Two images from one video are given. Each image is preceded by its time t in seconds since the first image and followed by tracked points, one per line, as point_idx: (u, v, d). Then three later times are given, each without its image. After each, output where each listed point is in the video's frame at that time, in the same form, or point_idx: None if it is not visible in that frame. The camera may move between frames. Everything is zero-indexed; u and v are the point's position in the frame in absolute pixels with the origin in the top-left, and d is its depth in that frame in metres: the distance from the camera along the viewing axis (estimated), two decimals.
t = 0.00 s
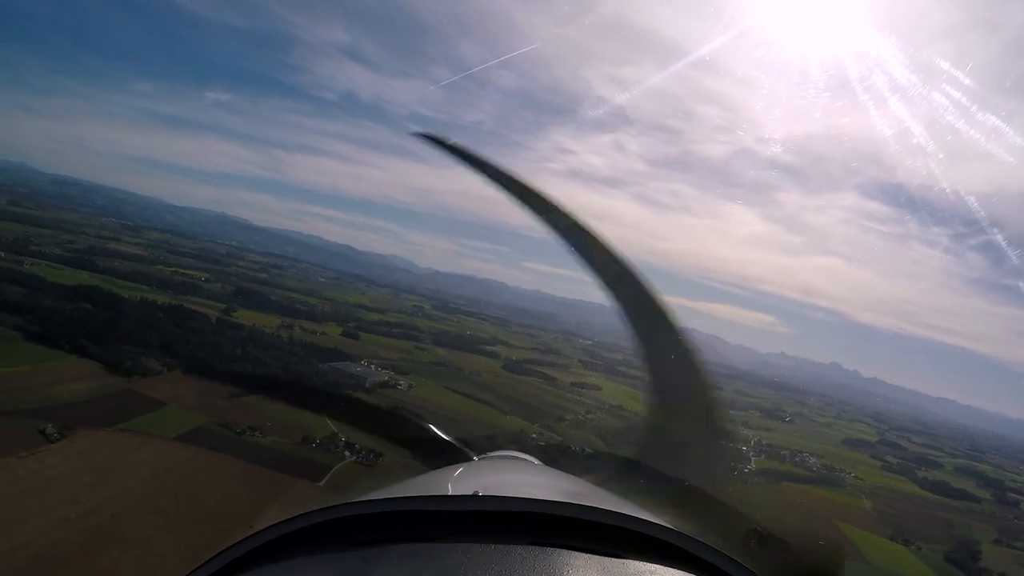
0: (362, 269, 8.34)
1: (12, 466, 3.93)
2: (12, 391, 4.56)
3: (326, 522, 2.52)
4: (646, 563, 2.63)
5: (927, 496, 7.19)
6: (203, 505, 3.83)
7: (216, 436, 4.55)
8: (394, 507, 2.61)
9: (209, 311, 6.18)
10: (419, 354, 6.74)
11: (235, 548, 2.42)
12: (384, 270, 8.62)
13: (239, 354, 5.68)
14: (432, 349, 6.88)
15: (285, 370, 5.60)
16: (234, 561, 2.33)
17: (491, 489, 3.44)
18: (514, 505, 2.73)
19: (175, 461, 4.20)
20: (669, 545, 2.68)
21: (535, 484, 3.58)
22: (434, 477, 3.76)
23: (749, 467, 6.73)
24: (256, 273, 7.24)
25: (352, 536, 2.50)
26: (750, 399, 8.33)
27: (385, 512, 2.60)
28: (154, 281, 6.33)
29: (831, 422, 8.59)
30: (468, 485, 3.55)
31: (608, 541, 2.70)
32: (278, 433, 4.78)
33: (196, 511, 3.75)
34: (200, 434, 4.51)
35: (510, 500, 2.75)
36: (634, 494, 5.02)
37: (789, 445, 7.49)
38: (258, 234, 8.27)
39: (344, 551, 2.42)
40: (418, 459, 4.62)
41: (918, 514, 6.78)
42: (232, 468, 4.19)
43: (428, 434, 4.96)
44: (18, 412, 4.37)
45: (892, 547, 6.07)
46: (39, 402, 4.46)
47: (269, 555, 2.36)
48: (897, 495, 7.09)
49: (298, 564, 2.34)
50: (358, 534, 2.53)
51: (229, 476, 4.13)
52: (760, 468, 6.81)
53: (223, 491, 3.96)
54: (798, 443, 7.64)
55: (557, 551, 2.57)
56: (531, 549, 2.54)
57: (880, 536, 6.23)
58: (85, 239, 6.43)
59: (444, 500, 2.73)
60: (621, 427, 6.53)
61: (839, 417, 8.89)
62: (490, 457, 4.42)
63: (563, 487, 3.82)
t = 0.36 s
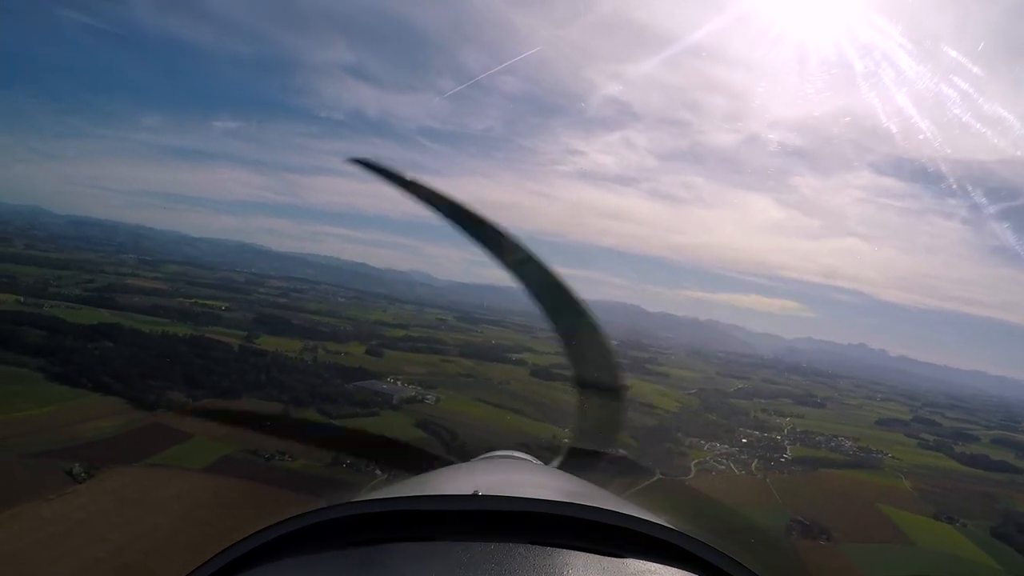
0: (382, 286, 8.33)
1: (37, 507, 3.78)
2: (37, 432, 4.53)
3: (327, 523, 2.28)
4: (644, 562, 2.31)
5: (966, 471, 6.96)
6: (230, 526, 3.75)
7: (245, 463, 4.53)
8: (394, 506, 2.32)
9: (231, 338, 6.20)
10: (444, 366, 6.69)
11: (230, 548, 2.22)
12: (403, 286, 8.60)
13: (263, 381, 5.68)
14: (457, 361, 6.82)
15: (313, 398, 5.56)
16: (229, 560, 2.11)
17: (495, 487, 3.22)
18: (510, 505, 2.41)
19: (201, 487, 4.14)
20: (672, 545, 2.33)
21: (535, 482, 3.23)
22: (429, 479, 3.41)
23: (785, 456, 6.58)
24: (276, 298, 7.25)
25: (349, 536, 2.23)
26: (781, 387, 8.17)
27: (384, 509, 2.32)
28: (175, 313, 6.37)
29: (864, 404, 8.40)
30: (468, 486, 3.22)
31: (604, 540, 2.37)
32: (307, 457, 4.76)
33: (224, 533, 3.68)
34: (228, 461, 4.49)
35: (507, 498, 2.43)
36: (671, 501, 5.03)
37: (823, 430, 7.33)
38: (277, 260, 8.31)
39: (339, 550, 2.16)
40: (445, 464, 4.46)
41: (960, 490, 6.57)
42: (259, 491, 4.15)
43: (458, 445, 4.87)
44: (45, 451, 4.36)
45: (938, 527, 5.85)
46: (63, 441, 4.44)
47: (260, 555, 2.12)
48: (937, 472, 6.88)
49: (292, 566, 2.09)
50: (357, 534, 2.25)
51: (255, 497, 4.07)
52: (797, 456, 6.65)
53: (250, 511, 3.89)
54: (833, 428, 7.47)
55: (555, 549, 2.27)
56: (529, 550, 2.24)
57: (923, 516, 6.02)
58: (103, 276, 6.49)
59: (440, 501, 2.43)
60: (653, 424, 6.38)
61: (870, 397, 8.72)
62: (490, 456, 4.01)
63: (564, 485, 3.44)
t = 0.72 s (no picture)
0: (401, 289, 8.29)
1: (58, 524, 3.78)
2: (60, 448, 4.58)
3: (335, 521, 2.35)
4: (647, 563, 2.35)
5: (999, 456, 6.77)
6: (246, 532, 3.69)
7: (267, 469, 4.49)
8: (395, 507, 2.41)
9: (252, 346, 6.22)
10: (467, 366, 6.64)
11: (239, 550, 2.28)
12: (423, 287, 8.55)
13: (285, 388, 5.66)
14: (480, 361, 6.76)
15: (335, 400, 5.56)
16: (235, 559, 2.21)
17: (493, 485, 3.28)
18: (507, 505, 2.48)
19: (219, 494, 4.11)
20: (675, 547, 2.38)
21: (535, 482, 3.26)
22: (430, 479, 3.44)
23: (813, 447, 6.45)
24: (296, 305, 7.25)
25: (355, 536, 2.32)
26: (808, 375, 8.01)
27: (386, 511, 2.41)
28: (195, 324, 6.39)
29: (891, 391, 8.22)
30: (466, 484, 3.25)
31: (608, 541, 2.41)
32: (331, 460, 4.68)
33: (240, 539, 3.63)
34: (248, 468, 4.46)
35: (504, 499, 2.50)
36: (701, 498, 4.94)
37: (851, 419, 7.18)
38: (296, 266, 8.30)
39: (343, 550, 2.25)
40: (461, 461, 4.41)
41: (993, 476, 6.37)
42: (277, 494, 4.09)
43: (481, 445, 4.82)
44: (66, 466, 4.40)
45: (969, 514, 5.68)
46: (84, 457, 4.49)
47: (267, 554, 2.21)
48: (970, 458, 6.69)
49: (294, 566, 2.16)
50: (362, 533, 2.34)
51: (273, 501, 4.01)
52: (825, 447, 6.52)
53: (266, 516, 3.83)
54: (861, 417, 7.32)
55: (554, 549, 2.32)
56: (529, 550, 2.28)
57: (955, 503, 5.85)
58: (123, 289, 6.53)
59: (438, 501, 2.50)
60: (678, 420, 6.32)
61: (896, 383, 8.55)
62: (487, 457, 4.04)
63: (563, 486, 3.47)
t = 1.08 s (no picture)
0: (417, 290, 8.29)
1: (67, 524, 3.78)
2: (72, 448, 4.62)
3: (336, 522, 2.55)
4: (647, 562, 2.56)
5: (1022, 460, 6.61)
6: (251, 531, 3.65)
7: (276, 472, 4.49)
8: (395, 507, 2.63)
9: (268, 347, 6.20)
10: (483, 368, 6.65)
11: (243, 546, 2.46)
12: (438, 287, 8.54)
13: (299, 389, 5.64)
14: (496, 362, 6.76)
15: (349, 403, 5.53)
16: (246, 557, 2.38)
17: (493, 488, 3.34)
18: (498, 507, 2.69)
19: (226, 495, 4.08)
20: (674, 548, 2.59)
21: (534, 487, 3.39)
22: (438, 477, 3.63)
23: (831, 450, 6.34)
24: (312, 305, 7.26)
25: (357, 536, 2.53)
26: (826, 377, 7.91)
27: (387, 511, 2.62)
28: (211, 323, 6.40)
29: (911, 394, 8.09)
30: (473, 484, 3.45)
31: (609, 541, 2.63)
32: (341, 464, 4.67)
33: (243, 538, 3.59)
34: (258, 471, 4.45)
35: (495, 501, 2.71)
36: (717, 502, 4.89)
37: (869, 422, 7.07)
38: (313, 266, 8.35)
39: (346, 550, 2.45)
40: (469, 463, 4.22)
41: (1014, 481, 6.22)
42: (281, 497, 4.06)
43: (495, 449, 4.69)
44: (76, 467, 4.41)
45: (991, 520, 5.55)
46: (96, 458, 4.52)
47: (277, 554, 2.41)
48: (991, 462, 6.54)
49: (299, 565, 2.37)
50: (363, 533, 2.55)
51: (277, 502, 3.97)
52: (843, 450, 6.42)
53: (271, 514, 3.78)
54: (880, 420, 7.20)
55: (557, 552, 2.55)
56: (532, 555, 2.50)
57: (977, 509, 5.73)
58: (140, 289, 6.58)
59: (435, 501, 2.72)
60: (695, 422, 6.24)
61: (914, 385, 8.42)
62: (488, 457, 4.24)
63: (563, 484, 3.63)
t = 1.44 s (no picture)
0: (424, 293, 8.27)
1: (68, 534, 3.76)
2: (76, 458, 4.63)
3: (334, 522, 2.51)
4: (648, 561, 2.50)
5: None
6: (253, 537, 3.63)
7: (280, 478, 4.48)
8: (394, 506, 2.59)
9: (276, 350, 6.21)
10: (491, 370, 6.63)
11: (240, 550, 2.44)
12: (444, 289, 8.52)
13: (305, 395, 5.61)
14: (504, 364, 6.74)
15: (356, 406, 5.48)
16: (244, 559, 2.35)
17: (495, 489, 3.31)
18: (497, 506, 2.65)
19: (231, 504, 4.07)
20: (676, 547, 2.53)
21: (536, 488, 3.36)
22: (439, 477, 3.62)
23: (844, 448, 6.26)
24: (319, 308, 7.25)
25: (356, 535, 2.48)
26: (836, 375, 7.84)
27: (386, 510, 2.59)
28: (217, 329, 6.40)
29: (922, 391, 8.01)
30: (475, 485, 3.41)
31: (611, 541, 2.57)
32: (347, 469, 4.64)
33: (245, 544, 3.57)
34: (263, 478, 4.44)
35: (494, 501, 2.67)
36: (728, 503, 4.85)
37: (881, 420, 6.99)
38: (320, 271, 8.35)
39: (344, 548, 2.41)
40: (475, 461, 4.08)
41: None
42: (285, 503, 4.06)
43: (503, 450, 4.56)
44: (80, 477, 4.41)
45: (1006, 518, 5.46)
46: (101, 467, 4.52)
47: (274, 553, 2.37)
48: (1006, 458, 6.45)
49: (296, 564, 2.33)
50: (362, 532, 2.51)
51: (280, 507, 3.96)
52: (856, 449, 6.34)
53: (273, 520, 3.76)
54: (892, 417, 7.12)
55: (557, 549, 2.50)
56: (533, 552, 2.44)
57: (993, 507, 5.64)
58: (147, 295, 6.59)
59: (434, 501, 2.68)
60: (706, 422, 6.18)
61: (926, 382, 8.33)
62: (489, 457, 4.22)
63: (566, 486, 3.59)
